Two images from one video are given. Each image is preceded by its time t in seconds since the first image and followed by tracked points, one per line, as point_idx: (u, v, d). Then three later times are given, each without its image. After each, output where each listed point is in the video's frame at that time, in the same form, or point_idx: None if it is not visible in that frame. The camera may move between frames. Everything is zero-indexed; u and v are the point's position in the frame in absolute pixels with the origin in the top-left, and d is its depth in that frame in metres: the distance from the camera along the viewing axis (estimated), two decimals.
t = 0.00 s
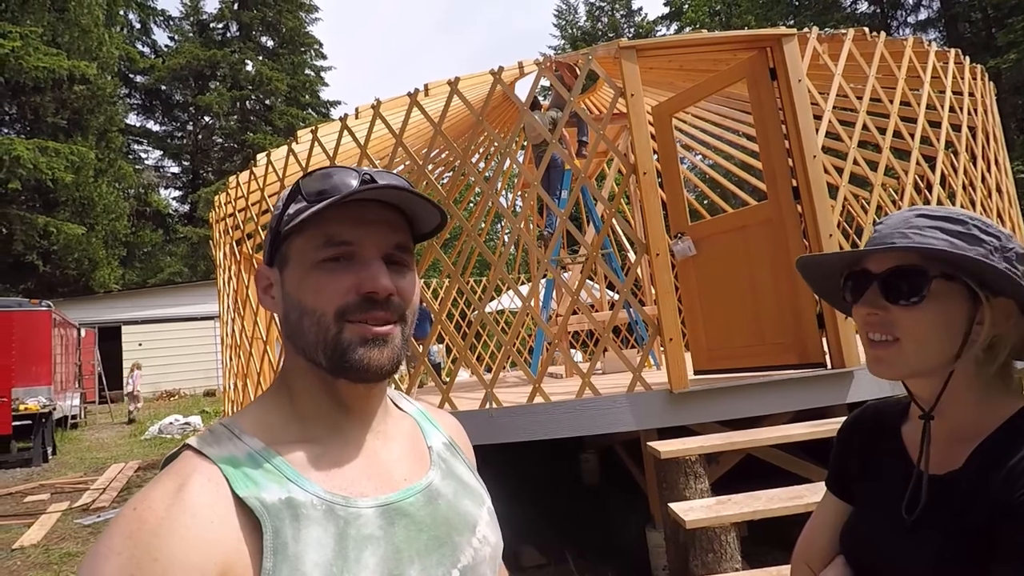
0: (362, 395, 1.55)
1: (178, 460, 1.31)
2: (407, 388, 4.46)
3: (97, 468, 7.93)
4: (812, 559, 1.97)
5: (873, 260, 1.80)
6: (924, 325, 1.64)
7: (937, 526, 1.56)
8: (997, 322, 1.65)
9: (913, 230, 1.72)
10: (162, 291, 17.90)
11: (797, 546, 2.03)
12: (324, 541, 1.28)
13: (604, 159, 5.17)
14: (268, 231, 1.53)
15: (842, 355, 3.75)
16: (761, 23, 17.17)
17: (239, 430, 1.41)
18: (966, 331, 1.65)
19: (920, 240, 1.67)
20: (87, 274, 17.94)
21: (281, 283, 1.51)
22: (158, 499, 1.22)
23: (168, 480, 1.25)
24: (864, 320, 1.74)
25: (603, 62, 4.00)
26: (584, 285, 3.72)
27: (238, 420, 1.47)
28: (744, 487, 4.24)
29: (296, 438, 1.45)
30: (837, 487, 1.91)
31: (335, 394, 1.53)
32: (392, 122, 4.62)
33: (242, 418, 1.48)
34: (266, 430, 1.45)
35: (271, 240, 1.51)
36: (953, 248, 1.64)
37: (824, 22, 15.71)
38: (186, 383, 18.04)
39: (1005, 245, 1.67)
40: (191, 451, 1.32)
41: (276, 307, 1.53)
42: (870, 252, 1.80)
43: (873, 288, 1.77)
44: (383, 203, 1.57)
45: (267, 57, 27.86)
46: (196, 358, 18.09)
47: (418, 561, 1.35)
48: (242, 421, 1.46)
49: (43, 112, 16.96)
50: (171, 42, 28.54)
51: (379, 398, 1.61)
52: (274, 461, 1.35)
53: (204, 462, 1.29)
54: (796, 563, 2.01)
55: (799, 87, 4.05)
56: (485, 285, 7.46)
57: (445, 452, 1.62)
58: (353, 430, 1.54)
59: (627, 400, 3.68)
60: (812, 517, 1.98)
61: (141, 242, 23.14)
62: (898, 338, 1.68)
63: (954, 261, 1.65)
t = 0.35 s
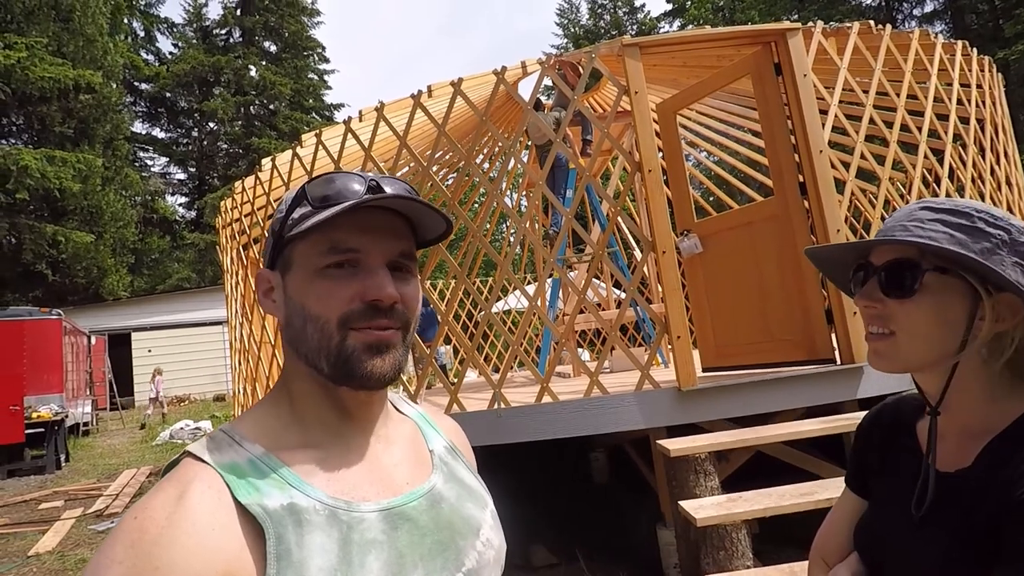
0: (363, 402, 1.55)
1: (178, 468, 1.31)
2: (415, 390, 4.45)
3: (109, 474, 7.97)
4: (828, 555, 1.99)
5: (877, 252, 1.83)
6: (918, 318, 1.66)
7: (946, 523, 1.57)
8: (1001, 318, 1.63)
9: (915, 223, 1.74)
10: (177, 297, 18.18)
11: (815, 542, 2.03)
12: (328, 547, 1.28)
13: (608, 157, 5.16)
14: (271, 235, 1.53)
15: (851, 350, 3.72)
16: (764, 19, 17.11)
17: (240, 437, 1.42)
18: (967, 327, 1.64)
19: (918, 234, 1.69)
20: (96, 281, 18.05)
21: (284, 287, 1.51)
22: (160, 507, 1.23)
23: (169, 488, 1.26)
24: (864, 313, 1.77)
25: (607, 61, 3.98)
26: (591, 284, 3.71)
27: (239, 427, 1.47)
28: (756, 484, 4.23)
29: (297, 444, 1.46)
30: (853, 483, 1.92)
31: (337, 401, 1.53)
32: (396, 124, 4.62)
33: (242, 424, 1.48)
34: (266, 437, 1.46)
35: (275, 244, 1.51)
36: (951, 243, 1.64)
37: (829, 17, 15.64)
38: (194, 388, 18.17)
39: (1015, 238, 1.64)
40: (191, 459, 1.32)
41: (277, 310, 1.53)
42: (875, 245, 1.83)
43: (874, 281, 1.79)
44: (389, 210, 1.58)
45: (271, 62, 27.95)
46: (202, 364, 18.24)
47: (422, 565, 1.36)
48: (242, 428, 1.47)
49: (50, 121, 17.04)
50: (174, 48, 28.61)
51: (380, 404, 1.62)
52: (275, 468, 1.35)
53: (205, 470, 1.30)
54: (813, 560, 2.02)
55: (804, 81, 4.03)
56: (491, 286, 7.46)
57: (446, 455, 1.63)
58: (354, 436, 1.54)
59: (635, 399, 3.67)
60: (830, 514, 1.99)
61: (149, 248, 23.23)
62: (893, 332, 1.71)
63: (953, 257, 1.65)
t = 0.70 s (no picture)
0: (368, 403, 1.55)
1: (185, 467, 1.32)
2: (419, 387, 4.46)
3: (113, 466, 7.99)
4: (832, 560, 2.01)
5: (880, 260, 1.84)
6: (923, 327, 1.67)
7: (949, 531, 1.57)
8: (1007, 325, 1.63)
9: (918, 231, 1.74)
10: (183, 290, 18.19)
11: (820, 546, 2.06)
12: (332, 546, 1.29)
13: (615, 157, 5.15)
14: (278, 235, 1.53)
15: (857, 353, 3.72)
16: (773, 19, 17.08)
17: (245, 436, 1.42)
18: (971, 335, 1.65)
19: (921, 242, 1.69)
20: (101, 273, 18.12)
21: (291, 287, 1.51)
22: (166, 508, 1.24)
23: (175, 489, 1.26)
24: (868, 321, 1.79)
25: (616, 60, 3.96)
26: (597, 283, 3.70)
27: (243, 427, 1.48)
28: (759, 486, 4.23)
29: (302, 444, 1.46)
30: (858, 489, 1.92)
31: (342, 403, 1.54)
32: (404, 120, 4.61)
33: (246, 425, 1.49)
34: (271, 437, 1.46)
35: (283, 244, 1.51)
36: (954, 251, 1.65)
37: (839, 17, 15.63)
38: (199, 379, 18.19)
39: (1018, 245, 1.64)
40: (197, 458, 1.33)
41: (283, 309, 1.53)
42: (878, 252, 1.84)
43: (878, 289, 1.81)
44: (398, 213, 1.57)
45: (279, 56, 27.95)
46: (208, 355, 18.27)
47: (427, 565, 1.36)
48: (247, 429, 1.48)
49: (58, 113, 17.00)
50: (182, 41, 28.58)
51: (386, 404, 1.61)
52: (280, 466, 1.36)
53: (210, 469, 1.30)
54: (818, 562, 2.06)
55: (815, 83, 4.01)
56: (496, 284, 7.46)
57: (452, 454, 1.63)
58: (359, 437, 1.54)
59: (640, 399, 3.67)
60: (835, 518, 2.02)
61: (154, 241, 23.27)
62: (897, 340, 1.72)
63: (956, 265, 1.65)
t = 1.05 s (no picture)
0: (372, 407, 1.55)
1: (190, 471, 1.32)
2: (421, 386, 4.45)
3: (113, 464, 7.98)
4: (831, 561, 2.02)
5: (882, 267, 1.85)
6: (930, 332, 1.68)
7: (953, 533, 1.57)
8: (1011, 329, 1.65)
9: (920, 237, 1.74)
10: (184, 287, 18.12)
11: (818, 547, 2.07)
12: (333, 551, 1.29)
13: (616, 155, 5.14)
14: (283, 239, 1.52)
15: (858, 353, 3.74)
16: (775, 18, 17.08)
17: (249, 440, 1.42)
18: (978, 341, 1.66)
19: (926, 248, 1.70)
20: (100, 270, 18.07)
21: (296, 291, 1.50)
22: (170, 513, 1.24)
23: (180, 493, 1.27)
24: (873, 328, 1.79)
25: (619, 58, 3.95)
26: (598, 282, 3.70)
27: (248, 431, 1.48)
28: (758, 484, 4.24)
29: (307, 448, 1.46)
30: (858, 491, 1.94)
31: (347, 405, 1.53)
32: (406, 117, 4.59)
33: (251, 429, 1.49)
34: (276, 440, 1.46)
35: (287, 249, 1.51)
36: (960, 257, 1.65)
37: (842, 18, 15.65)
38: (199, 377, 18.11)
39: (1019, 249, 1.66)
40: (202, 462, 1.33)
41: (289, 314, 1.52)
42: (880, 260, 1.84)
43: (881, 295, 1.81)
44: (401, 216, 1.57)
45: (279, 53, 27.85)
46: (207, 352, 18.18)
47: (428, 571, 1.36)
48: (252, 432, 1.48)
49: (58, 110, 16.86)
50: (181, 36, 28.43)
51: (390, 408, 1.61)
52: (284, 471, 1.36)
53: (215, 473, 1.30)
54: (817, 563, 2.08)
55: (817, 83, 4.01)
56: (496, 282, 7.46)
57: (457, 460, 1.62)
58: (364, 441, 1.54)
59: (641, 398, 3.68)
60: (834, 520, 2.03)
61: (152, 239, 23.19)
62: (904, 346, 1.72)
63: (961, 270, 1.66)
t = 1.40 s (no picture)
0: (373, 411, 1.55)
1: (192, 474, 1.34)
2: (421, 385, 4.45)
3: (115, 465, 7.99)
4: (830, 560, 2.04)
5: (878, 267, 1.85)
6: (928, 331, 1.68)
7: (950, 530, 1.58)
8: (1008, 327, 1.65)
9: (916, 237, 1.74)
10: (185, 287, 18.10)
11: (817, 546, 2.09)
12: (331, 558, 1.29)
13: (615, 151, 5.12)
14: (288, 243, 1.53)
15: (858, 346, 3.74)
16: (773, 11, 17.01)
17: (252, 445, 1.43)
18: (974, 338, 1.66)
19: (922, 249, 1.70)
20: (99, 271, 18.08)
21: (299, 295, 1.50)
22: (170, 517, 1.26)
23: (180, 497, 1.28)
24: (872, 327, 1.80)
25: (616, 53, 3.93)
26: (597, 278, 3.69)
27: (252, 435, 1.49)
28: (759, 477, 4.25)
29: (309, 452, 1.46)
30: (857, 487, 1.95)
31: (348, 409, 1.53)
32: (402, 114, 4.57)
33: (254, 433, 1.50)
34: (278, 445, 1.47)
35: (292, 253, 1.52)
36: (956, 256, 1.66)
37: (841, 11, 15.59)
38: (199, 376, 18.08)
39: (1013, 248, 1.67)
40: (204, 465, 1.35)
41: (292, 317, 1.52)
42: (876, 260, 1.85)
43: (878, 295, 1.82)
44: (405, 221, 1.57)
45: (275, 50, 27.75)
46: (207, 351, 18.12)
47: None
48: (256, 436, 1.48)
49: (53, 111, 16.77)
50: (176, 34, 28.29)
51: (393, 413, 1.61)
52: (285, 476, 1.37)
53: (216, 478, 1.31)
54: (816, 562, 2.09)
55: (815, 76, 3.99)
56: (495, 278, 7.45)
57: (461, 468, 1.63)
58: (366, 446, 1.54)
59: (642, 394, 3.68)
60: (833, 518, 2.04)
61: (151, 238, 23.14)
62: (903, 345, 1.73)
63: (958, 269, 1.67)
